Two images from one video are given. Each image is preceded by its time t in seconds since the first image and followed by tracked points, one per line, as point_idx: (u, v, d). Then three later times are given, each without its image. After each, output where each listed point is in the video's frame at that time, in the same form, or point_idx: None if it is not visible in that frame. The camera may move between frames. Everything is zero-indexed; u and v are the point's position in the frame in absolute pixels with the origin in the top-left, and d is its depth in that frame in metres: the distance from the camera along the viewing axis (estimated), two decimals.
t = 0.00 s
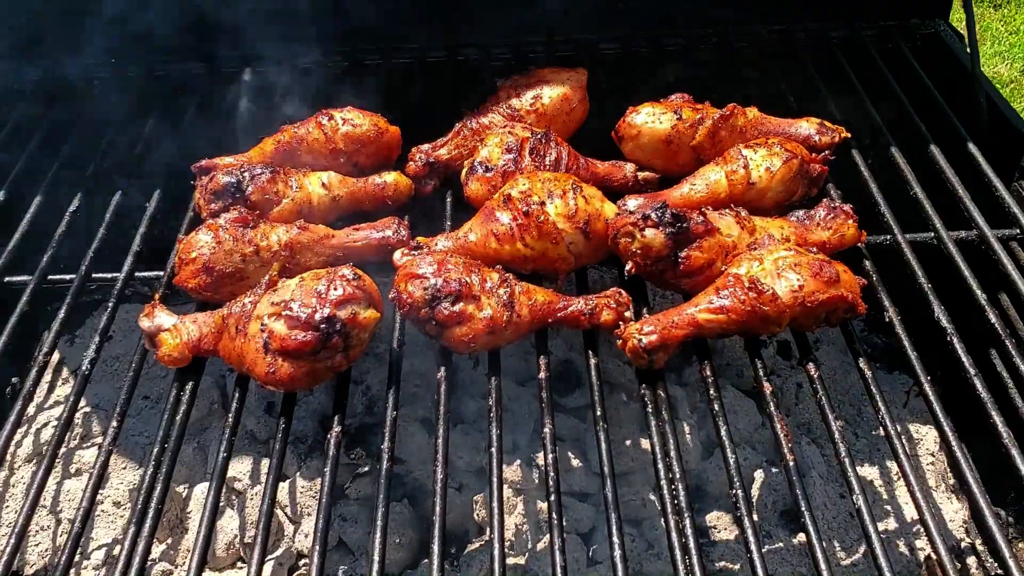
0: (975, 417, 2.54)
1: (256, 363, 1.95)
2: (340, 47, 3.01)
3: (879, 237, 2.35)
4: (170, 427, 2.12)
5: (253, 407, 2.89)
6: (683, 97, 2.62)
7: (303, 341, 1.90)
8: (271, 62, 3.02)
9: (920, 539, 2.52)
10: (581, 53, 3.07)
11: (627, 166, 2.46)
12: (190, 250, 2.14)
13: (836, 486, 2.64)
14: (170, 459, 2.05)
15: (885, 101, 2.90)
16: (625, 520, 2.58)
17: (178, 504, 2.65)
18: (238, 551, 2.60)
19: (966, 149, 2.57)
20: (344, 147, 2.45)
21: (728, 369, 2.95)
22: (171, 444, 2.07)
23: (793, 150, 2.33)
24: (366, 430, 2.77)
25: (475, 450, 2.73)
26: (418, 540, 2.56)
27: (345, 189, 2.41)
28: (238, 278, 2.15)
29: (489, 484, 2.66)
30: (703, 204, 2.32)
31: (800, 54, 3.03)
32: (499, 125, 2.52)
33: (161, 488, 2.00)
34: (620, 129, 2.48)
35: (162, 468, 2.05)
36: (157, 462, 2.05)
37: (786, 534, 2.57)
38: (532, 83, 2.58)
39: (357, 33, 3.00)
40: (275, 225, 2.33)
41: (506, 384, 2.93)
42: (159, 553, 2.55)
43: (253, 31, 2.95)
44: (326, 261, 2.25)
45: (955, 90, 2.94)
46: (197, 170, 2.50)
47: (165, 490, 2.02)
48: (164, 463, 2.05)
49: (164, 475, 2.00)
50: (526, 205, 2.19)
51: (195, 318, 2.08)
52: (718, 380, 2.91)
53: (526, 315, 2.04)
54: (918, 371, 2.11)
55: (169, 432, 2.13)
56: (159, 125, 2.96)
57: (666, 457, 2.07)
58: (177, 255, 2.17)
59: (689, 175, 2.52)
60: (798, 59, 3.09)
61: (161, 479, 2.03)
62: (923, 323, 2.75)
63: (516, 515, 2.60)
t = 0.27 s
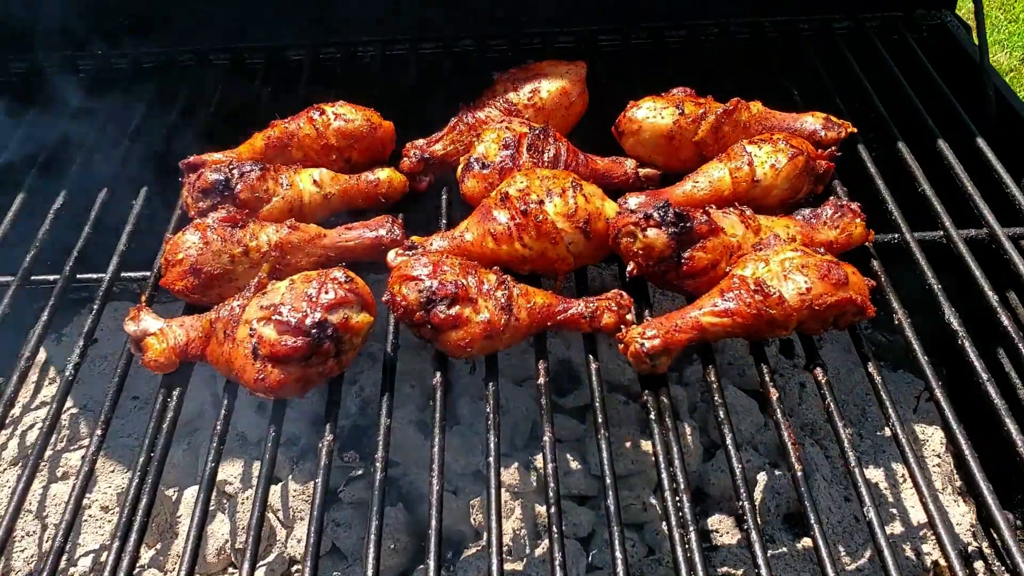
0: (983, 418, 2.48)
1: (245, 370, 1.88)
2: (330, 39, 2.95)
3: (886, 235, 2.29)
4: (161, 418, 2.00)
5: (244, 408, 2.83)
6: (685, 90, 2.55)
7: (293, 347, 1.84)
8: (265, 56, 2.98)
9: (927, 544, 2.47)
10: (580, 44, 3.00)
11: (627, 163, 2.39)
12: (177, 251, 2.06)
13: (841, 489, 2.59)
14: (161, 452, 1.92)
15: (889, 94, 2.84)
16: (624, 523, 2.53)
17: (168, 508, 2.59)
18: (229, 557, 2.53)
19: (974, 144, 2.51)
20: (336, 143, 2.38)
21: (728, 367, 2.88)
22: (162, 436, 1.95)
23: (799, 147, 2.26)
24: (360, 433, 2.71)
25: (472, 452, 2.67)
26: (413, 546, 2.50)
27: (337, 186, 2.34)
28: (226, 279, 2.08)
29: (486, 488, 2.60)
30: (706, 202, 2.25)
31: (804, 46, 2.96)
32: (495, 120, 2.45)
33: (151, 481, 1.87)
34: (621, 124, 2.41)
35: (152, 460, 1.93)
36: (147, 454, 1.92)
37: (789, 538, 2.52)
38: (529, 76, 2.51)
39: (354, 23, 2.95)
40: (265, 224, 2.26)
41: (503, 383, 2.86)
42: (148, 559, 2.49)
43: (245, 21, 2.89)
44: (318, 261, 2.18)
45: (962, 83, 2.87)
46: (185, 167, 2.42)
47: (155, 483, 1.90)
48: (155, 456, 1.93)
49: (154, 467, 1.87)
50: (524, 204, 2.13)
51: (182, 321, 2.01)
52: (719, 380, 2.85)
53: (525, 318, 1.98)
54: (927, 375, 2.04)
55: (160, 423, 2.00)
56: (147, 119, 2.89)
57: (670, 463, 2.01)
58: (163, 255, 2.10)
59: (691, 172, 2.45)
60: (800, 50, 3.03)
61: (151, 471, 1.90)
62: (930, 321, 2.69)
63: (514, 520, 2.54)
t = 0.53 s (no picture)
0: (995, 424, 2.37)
1: (227, 382, 1.78)
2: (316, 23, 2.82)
3: (901, 233, 2.19)
4: (141, 433, 1.85)
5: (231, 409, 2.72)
6: (690, 80, 2.44)
7: (278, 359, 1.73)
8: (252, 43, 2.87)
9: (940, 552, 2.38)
10: (578, 30, 2.87)
11: (630, 156, 2.28)
12: (157, 255, 1.95)
13: (851, 495, 2.50)
14: (140, 469, 1.78)
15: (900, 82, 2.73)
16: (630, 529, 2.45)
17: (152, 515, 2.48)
18: (215, 567, 2.43)
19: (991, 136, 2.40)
20: (323, 137, 2.26)
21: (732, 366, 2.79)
22: (141, 452, 1.80)
23: (810, 140, 2.16)
24: (351, 436, 2.61)
25: (469, 456, 2.58)
26: (407, 556, 2.41)
27: (325, 183, 2.22)
28: (208, 284, 1.98)
29: (482, 494, 2.51)
30: (713, 200, 2.14)
31: (811, 31, 2.84)
32: (491, 112, 2.34)
33: (129, 503, 1.73)
34: (623, 116, 2.30)
35: (130, 479, 1.78)
36: (125, 473, 1.78)
37: (798, 545, 2.43)
38: (526, 66, 2.39)
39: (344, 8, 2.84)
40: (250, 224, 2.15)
41: (500, 383, 2.76)
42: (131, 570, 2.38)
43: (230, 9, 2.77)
44: (304, 263, 2.07)
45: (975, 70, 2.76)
46: (165, 162, 2.31)
47: (134, 505, 1.76)
48: (134, 474, 1.78)
49: (131, 487, 1.73)
50: (522, 203, 2.02)
51: (162, 329, 1.91)
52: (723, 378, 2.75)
53: (523, 325, 1.87)
54: (945, 382, 1.94)
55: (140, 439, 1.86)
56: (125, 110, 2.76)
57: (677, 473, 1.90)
58: (142, 259, 1.99)
59: (696, 166, 2.34)
60: (809, 36, 2.90)
61: (129, 492, 1.76)
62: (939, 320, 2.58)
63: (511, 528, 2.44)
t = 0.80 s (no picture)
0: (998, 438, 2.28)
1: (192, 411, 1.69)
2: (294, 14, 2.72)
3: (898, 243, 2.10)
4: (102, 465, 1.76)
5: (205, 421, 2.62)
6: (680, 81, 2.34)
7: (244, 387, 1.64)
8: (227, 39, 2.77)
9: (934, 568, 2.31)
10: (564, 25, 2.76)
11: (617, 162, 2.19)
12: (119, 272, 1.85)
13: (845, 509, 2.42)
14: (100, 503, 1.69)
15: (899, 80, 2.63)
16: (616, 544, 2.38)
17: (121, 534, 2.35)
18: None
19: (992, 138, 2.31)
20: (296, 143, 2.16)
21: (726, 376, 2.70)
22: (102, 484, 1.71)
23: (805, 146, 2.06)
24: (330, 449, 2.52)
25: (450, 469, 2.49)
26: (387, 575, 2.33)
27: (298, 192, 2.12)
28: (173, 303, 1.88)
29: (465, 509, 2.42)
30: (703, 209, 2.05)
31: (807, 26, 2.74)
32: (473, 116, 2.24)
33: (89, 539, 1.64)
34: (610, 120, 2.20)
35: (91, 513, 1.69)
36: (85, 506, 1.69)
37: (791, 562, 2.35)
38: (509, 67, 2.28)
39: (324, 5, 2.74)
40: (219, 236, 2.06)
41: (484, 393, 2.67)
42: None
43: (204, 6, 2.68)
44: (275, 279, 1.98)
45: (976, 67, 2.67)
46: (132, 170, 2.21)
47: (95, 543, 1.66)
48: (94, 508, 1.69)
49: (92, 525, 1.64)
50: (503, 215, 1.92)
51: (124, 352, 1.81)
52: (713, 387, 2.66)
53: (504, 347, 1.78)
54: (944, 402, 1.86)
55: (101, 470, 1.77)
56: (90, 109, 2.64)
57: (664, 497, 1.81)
58: (104, 276, 1.89)
59: (687, 172, 2.25)
60: (805, 32, 2.80)
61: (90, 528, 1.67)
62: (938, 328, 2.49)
63: (495, 546, 2.36)
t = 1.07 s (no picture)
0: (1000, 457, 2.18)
1: (158, 446, 1.60)
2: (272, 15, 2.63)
3: (898, 257, 2.02)
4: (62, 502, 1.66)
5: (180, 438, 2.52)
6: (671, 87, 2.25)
7: (212, 422, 1.55)
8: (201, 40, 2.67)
9: None
10: (552, 25, 2.67)
11: (607, 173, 2.10)
12: (81, 296, 1.76)
13: (843, 528, 2.34)
14: (60, 544, 1.58)
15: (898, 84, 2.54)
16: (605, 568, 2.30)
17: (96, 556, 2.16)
18: None
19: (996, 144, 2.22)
20: (270, 155, 2.06)
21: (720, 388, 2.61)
22: (62, 523, 1.61)
23: (802, 158, 1.97)
24: (310, 468, 2.42)
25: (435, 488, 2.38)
26: None
27: (272, 206, 2.03)
28: (139, 329, 1.78)
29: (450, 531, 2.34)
30: (696, 224, 1.97)
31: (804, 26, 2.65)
32: (455, 125, 2.14)
33: None
34: (598, 129, 2.11)
35: None
36: (44, 548, 1.58)
37: None
38: (494, 73, 2.18)
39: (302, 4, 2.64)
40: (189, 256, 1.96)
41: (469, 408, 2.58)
42: None
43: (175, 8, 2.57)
44: (246, 300, 1.89)
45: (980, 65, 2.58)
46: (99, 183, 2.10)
47: None
48: (55, 550, 1.58)
49: None
50: (486, 232, 1.83)
51: (87, 381, 1.71)
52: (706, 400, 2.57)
53: (487, 374, 1.69)
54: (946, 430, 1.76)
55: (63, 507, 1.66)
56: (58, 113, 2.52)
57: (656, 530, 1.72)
58: (66, 299, 1.79)
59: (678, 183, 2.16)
60: (801, 31, 2.71)
61: None
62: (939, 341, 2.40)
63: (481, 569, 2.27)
